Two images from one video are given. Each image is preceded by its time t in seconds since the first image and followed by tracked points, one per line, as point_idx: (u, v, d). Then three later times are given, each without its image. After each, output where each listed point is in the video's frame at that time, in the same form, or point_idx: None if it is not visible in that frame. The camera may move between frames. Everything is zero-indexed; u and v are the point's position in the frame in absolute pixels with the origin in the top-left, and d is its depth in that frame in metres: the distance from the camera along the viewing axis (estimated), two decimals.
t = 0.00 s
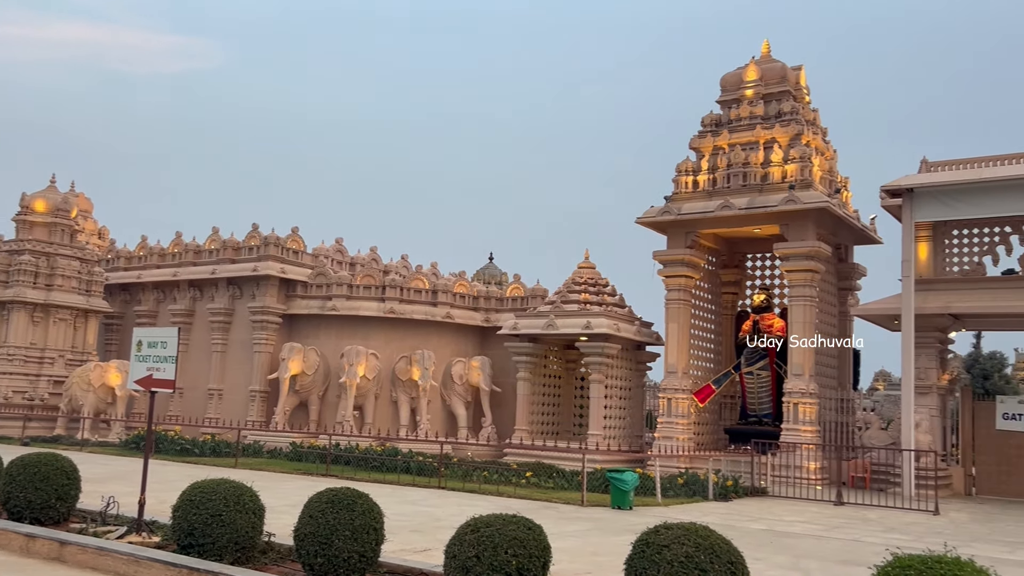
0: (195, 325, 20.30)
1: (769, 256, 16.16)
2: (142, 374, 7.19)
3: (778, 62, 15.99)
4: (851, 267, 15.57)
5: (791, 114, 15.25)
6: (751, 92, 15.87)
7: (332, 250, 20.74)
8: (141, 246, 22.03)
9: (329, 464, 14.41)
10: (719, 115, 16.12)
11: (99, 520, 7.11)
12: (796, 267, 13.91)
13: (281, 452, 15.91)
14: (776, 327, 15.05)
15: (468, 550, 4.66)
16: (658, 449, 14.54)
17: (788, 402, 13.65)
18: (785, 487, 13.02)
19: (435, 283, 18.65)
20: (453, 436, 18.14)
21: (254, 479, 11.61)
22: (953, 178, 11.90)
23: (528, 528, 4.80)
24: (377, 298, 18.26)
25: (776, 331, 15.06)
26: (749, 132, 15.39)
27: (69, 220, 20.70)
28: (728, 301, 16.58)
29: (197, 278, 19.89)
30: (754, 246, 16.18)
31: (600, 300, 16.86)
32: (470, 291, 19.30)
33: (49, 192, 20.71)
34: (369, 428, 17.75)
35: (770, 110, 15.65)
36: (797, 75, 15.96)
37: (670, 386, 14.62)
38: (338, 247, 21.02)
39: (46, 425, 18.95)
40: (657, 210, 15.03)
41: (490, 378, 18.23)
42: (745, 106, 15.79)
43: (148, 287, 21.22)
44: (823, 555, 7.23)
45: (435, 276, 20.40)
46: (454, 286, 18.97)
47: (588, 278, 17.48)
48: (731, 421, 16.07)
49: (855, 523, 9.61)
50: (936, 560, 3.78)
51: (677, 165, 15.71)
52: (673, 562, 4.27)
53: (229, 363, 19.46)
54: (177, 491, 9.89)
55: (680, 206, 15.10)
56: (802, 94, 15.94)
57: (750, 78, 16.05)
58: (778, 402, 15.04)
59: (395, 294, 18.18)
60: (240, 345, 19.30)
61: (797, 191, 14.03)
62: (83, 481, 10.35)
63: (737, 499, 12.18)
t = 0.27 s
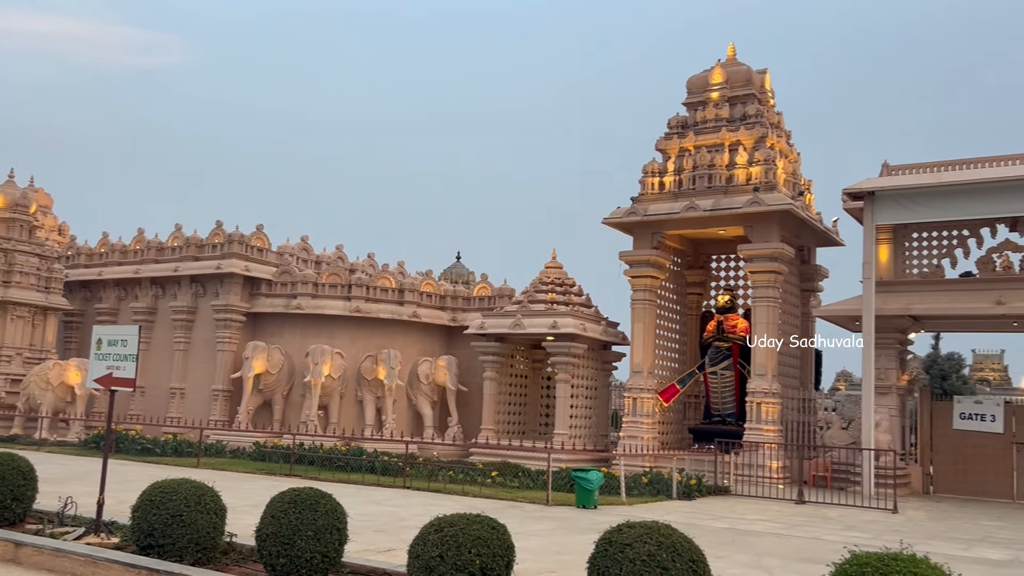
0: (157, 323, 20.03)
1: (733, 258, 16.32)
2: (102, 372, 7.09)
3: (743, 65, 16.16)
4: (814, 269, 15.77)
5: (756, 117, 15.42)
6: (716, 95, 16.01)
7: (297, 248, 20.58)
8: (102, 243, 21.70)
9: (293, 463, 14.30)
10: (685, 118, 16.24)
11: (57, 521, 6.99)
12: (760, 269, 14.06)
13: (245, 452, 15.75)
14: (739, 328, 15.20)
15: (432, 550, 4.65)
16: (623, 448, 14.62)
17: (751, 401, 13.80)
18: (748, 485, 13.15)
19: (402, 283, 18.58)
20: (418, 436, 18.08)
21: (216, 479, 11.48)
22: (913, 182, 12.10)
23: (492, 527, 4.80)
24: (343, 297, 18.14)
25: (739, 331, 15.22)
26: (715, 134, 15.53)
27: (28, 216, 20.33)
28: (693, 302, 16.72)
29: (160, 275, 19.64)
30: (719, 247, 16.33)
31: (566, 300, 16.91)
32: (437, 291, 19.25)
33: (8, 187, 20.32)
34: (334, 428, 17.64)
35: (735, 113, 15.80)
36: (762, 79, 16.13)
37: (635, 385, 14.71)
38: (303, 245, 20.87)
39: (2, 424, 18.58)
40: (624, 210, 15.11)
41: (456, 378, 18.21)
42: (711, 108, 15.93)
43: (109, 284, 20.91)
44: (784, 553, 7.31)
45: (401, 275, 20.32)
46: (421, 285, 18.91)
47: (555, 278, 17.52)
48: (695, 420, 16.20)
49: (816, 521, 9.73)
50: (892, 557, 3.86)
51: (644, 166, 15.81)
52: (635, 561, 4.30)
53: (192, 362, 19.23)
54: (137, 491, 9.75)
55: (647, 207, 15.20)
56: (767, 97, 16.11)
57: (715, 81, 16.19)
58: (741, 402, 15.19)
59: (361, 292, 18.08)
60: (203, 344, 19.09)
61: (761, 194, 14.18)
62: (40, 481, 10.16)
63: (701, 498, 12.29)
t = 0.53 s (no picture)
0: (118, 321, 19.74)
1: (698, 259, 16.45)
2: (60, 371, 6.97)
3: (709, 67, 16.29)
4: (777, 270, 15.95)
5: (721, 119, 15.55)
6: (682, 97, 16.13)
7: (261, 246, 20.38)
8: (62, 239, 21.33)
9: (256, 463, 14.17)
10: (652, 119, 16.34)
11: (11, 523, 6.86)
12: (724, 269, 14.19)
13: (207, 451, 15.58)
14: (704, 328, 15.33)
15: (395, 550, 4.64)
16: (588, 447, 14.68)
17: (715, 400, 13.92)
18: (711, 484, 13.27)
19: (368, 281, 18.48)
20: (384, 436, 18.01)
21: (177, 479, 11.33)
22: (875, 185, 12.28)
23: (455, 527, 4.79)
24: (308, 296, 18.00)
25: (704, 331, 15.34)
26: (681, 136, 15.64)
27: None
28: (658, 302, 16.83)
29: (121, 273, 19.34)
30: (684, 247, 16.46)
31: (533, 300, 16.94)
32: (403, 290, 19.16)
33: None
34: (298, 428, 17.50)
35: (701, 115, 15.93)
36: (728, 81, 16.27)
37: (601, 385, 14.77)
38: (268, 243, 20.67)
39: None
40: (590, 211, 15.16)
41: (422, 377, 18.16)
42: (677, 110, 16.03)
43: (69, 282, 20.56)
44: (745, 551, 7.38)
45: (367, 273, 20.21)
46: (387, 284, 18.82)
47: (521, 277, 17.54)
48: (660, 419, 16.31)
49: (778, 520, 9.85)
50: (850, 555, 3.91)
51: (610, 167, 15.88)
52: (598, 559, 4.32)
53: (153, 361, 18.97)
54: (95, 492, 9.60)
55: (613, 207, 15.27)
56: (732, 100, 16.26)
57: (682, 83, 16.31)
58: (705, 401, 15.32)
59: (326, 291, 17.95)
60: (165, 342, 18.84)
61: (726, 195, 14.32)
62: None
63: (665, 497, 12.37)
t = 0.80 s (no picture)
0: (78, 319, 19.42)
1: (664, 259, 16.56)
2: (16, 370, 6.84)
3: (676, 69, 16.40)
4: (741, 271, 16.11)
5: (687, 121, 15.67)
6: (649, 98, 16.23)
7: (225, 244, 20.16)
8: (20, 235, 20.92)
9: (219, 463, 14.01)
10: (619, 120, 16.41)
11: None
12: (689, 270, 14.30)
13: (169, 451, 15.38)
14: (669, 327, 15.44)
15: (357, 550, 4.62)
16: (554, 446, 14.72)
17: (680, 400, 14.02)
18: (676, 483, 13.37)
19: (333, 280, 18.36)
20: (349, 436, 17.91)
21: (137, 480, 11.16)
22: (838, 187, 12.44)
23: (419, 527, 4.78)
24: (272, 294, 17.83)
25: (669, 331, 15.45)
26: (647, 137, 15.73)
27: None
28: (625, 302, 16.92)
29: (81, 270, 19.02)
30: (649, 248, 16.56)
31: (500, 299, 16.93)
32: (369, 288, 19.04)
33: None
34: (262, 427, 17.34)
35: (667, 117, 16.03)
36: (694, 83, 16.39)
37: (567, 384, 14.82)
38: (232, 241, 20.45)
39: None
40: (558, 210, 15.20)
41: (388, 376, 18.08)
42: (643, 111, 16.13)
43: (27, 279, 20.17)
44: (708, 549, 7.44)
45: (333, 272, 20.08)
46: (353, 283, 18.71)
47: (489, 277, 17.54)
48: (626, 418, 16.39)
49: (740, 518, 9.95)
50: (808, 553, 3.96)
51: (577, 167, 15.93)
52: (560, 558, 4.33)
53: (114, 359, 18.69)
54: (52, 493, 9.43)
55: (580, 207, 15.31)
56: (698, 102, 16.39)
57: (649, 84, 16.40)
58: (670, 400, 15.42)
59: (291, 289, 17.80)
60: (126, 341, 18.57)
61: (691, 196, 14.43)
62: None
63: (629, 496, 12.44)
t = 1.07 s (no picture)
0: (36, 317, 19.07)
1: (630, 259, 16.65)
2: None
3: (642, 71, 16.50)
4: (706, 271, 16.25)
5: (654, 122, 15.77)
6: (616, 99, 16.30)
7: (188, 241, 19.92)
8: None
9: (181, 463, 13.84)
10: (586, 121, 16.47)
11: None
12: (655, 270, 14.39)
13: (130, 451, 15.16)
14: (635, 327, 15.52)
15: (320, 551, 4.58)
16: (520, 446, 14.74)
17: (645, 399, 14.11)
18: (641, 482, 13.44)
19: (298, 278, 18.21)
20: (313, 435, 17.78)
21: (96, 480, 10.99)
22: (801, 190, 12.59)
23: (383, 527, 4.76)
24: (236, 292, 17.65)
25: (635, 331, 15.54)
26: (614, 138, 15.80)
27: None
28: (591, 302, 16.98)
29: (40, 267, 18.68)
30: (616, 248, 16.64)
31: (467, 299, 16.92)
32: (335, 287, 18.90)
33: None
34: (225, 427, 17.16)
35: (634, 118, 16.12)
36: (660, 85, 16.50)
37: (533, 384, 14.84)
38: (195, 239, 20.21)
39: None
40: (525, 210, 15.21)
41: (353, 376, 17.98)
42: (611, 112, 16.20)
43: None
44: (671, 548, 7.49)
45: (298, 270, 19.92)
46: (318, 282, 18.58)
47: (456, 276, 17.51)
48: (591, 418, 16.45)
49: (704, 517, 10.02)
50: (769, 551, 4.00)
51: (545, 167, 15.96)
52: (523, 558, 4.34)
53: (73, 358, 18.38)
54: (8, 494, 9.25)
55: (547, 207, 15.34)
56: (665, 103, 16.50)
57: (616, 86, 16.48)
58: (635, 399, 15.51)
59: (255, 288, 17.63)
60: (86, 339, 18.27)
61: (657, 197, 14.52)
62: None
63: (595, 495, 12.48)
